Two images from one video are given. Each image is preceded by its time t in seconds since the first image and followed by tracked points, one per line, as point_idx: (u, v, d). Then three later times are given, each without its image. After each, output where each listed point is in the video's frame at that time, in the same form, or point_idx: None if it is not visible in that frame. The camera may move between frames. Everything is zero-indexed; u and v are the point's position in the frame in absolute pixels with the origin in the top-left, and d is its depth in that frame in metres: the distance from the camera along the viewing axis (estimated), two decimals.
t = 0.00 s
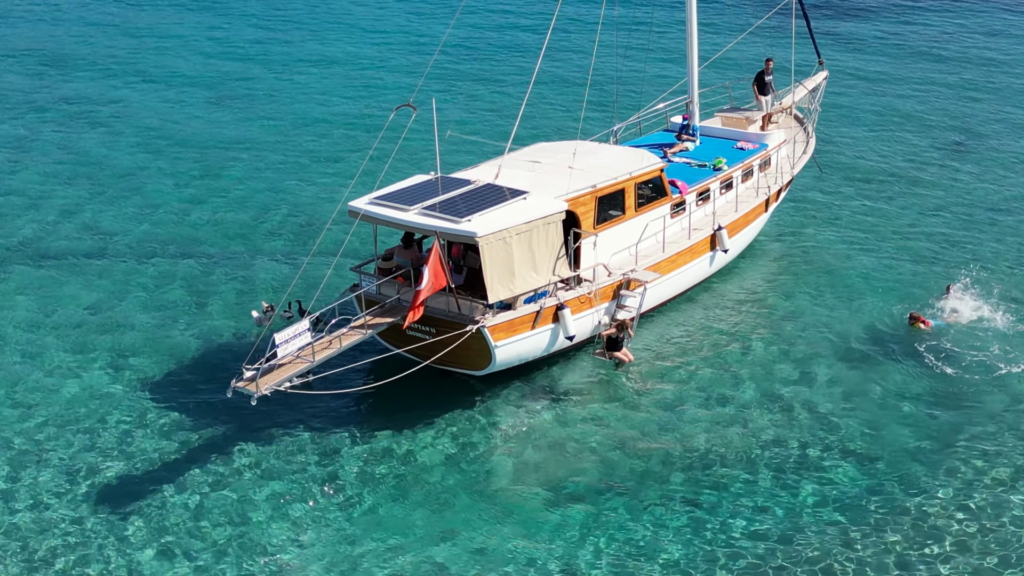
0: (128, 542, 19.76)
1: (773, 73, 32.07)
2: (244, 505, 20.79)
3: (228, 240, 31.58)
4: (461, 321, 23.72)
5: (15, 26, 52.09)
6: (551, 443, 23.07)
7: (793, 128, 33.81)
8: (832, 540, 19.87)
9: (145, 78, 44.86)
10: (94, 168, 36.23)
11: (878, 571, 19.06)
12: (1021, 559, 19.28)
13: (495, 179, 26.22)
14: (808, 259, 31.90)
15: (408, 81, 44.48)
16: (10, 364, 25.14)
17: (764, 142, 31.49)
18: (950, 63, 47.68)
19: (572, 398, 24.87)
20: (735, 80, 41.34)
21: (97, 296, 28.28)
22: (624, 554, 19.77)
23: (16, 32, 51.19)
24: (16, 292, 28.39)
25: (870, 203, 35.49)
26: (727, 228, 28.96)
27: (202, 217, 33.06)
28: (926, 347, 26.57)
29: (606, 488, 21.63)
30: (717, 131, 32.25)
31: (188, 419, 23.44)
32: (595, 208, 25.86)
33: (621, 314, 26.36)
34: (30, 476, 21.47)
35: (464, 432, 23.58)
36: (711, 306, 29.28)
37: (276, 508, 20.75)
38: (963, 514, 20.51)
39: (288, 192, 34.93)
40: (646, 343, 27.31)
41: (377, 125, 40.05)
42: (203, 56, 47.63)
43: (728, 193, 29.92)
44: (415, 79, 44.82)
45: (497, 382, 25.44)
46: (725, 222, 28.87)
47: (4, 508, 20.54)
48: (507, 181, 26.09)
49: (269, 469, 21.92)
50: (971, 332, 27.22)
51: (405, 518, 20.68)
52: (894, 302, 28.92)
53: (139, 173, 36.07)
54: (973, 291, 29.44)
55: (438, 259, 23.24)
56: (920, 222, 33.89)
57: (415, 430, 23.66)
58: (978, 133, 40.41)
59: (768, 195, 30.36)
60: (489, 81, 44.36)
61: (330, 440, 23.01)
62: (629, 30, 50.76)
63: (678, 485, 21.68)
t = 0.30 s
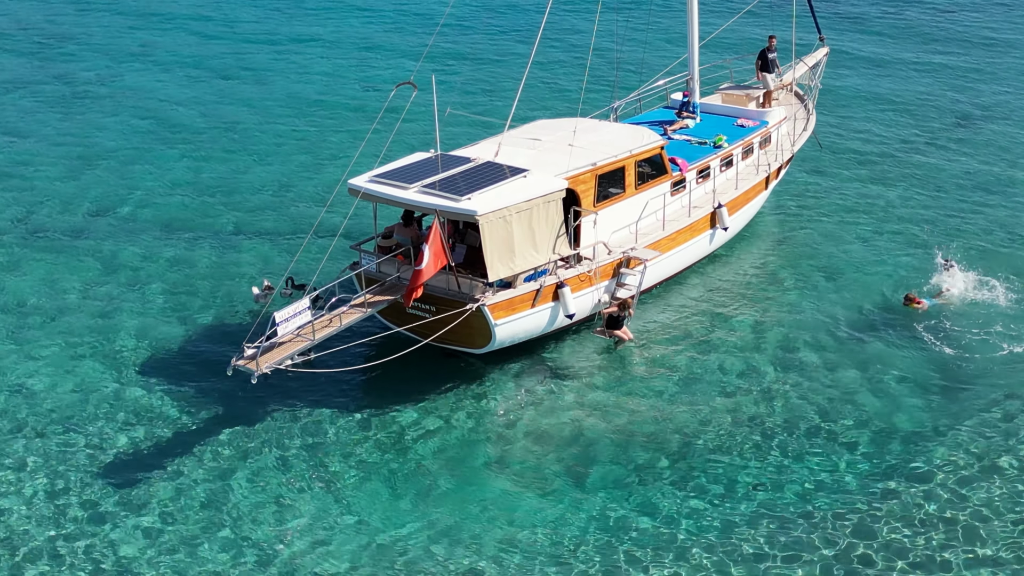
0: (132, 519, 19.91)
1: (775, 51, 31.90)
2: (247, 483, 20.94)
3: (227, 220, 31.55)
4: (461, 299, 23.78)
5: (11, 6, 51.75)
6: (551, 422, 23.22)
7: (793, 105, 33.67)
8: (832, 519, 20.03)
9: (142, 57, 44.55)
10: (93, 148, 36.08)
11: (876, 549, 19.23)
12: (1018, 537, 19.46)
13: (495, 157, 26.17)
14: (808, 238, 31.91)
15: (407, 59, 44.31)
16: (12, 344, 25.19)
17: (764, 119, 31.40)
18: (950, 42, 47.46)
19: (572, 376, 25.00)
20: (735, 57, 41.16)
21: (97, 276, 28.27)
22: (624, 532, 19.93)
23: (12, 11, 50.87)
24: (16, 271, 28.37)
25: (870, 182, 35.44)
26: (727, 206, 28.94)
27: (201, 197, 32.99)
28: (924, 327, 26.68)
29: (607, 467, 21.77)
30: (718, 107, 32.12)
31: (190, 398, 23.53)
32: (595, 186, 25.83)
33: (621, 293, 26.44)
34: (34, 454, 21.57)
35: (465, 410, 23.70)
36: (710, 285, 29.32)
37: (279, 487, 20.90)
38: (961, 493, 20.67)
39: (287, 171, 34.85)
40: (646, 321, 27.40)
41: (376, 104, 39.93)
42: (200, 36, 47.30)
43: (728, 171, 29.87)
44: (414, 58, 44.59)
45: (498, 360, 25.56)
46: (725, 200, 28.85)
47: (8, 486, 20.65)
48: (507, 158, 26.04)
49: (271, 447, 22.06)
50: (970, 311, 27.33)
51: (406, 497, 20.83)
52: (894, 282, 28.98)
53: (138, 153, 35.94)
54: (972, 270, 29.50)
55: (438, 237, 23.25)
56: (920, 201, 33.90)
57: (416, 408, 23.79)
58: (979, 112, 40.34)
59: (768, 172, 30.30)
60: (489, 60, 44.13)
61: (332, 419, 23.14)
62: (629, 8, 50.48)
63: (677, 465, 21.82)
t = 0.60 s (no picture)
0: (133, 511, 19.99)
1: (777, 43, 31.88)
2: (247, 475, 21.01)
3: (227, 212, 31.51)
4: (461, 292, 23.79)
5: None
6: (551, 414, 23.29)
7: (794, 97, 33.64)
8: (831, 513, 20.14)
9: (140, 49, 44.35)
10: (91, 140, 35.96)
11: (875, 543, 19.37)
12: (1017, 530, 19.59)
13: (495, 148, 26.12)
14: (808, 231, 31.95)
15: (407, 50, 44.21)
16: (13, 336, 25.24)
17: (764, 111, 31.37)
18: (950, 34, 47.44)
19: (572, 369, 25.06)
20: (736, 48, 41.11)
21: (97, 269, 28.25)
22: (625, 526, 20.03)
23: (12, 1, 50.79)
24: (17, 263, 28.39)
25: (870, 174, 35.47)
26: (727, 198, 28.95)
27: (201, 189, 32.95)
28: (924, 319, 26.77)
29: (607, 460, 21.86)
30: (718, 98, 32.06)
31: (190, 391, 23.55)
32: (595, 178, 25.80)
33: (621, 285, 26.47)
34: (35, 447, 21.64)
35: (464, 403, 23.75)
36: (710, 278, 29.37)
37: (280, 480, 20.95)
38: (959, 486, 20.80)
39: (287, 163, 34.79)
40: (646, 314, 27.46)
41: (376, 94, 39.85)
42: (198, 27, 47.10)
43: (728, 163, 29.85)
44: (414, 48, 44.45)
45: (498, 353, 25.62)
46: (725, 192, 28.85)
47: (10, 479, 20.74)
48: (507, 150, 26.00)
49: (272, 439, 22.12)
50: (969, 304, 27.41)
51: (408, 489, 20.91)
52: (894, 275, 29.07)
53: (137, 145, 35.84)
54: (972, 262, 29.58)
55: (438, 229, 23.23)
56: (920, 193, 33.95)
57: (416, 400, 23.85)
58: (979, 104, 40.35)
59: (768, 163, 30.29)
60: (489, 51, 44.01)
61: (333, 411, 23.20)
62: None
63: (677, 458, 21.91)
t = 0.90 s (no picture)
0: (134, 511, 20.02)
1: (777, 44, 31.92)
2: (248, 475, 21.05)
3: (227, 211, 31.49)
4: (461, 292, 23.80)
5: None
6: (552, 414, 23.36)
7: (794, 96, 33.68)
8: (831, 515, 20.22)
9: (139, 48, 44.24)
10: (90, 139, 35.87)
11: (875, 544, 19.45)
12: (1016, 531, 19.68)
13: (496, 148, 26.11)
14: (807, 232, 32.03)
15: (408, 47, 44.24)
16: (14, 335, 25.25)
17: (764, 111, 31.42)
18: (949, 33, 47.54)
19: (572, 369, 25.13)
20: (735, 46, 41.18)
21: (97, 269, 28.21)
22: (626, 527, 20.10)
23: None
24: (18, 262, 28.40)
25: (869, 175, 35.58)
26: (727, 198, 29.00)
27: (201, 188, 32.90)
28: (922, 320, 26.88)
29: (607, 460, 21.92)
30: (718, 98, 32.07)
31: (191, 391, 23.54)
32: (595, 178, 25.80)
33: (621, 285, 26.51)
34: (36, 446, 21.67)
35: (464, 403, 23.79)
36: (710, 278, 29.41)
37: (281, 480, 20.98)
38: (958, 487, 20.90)
39: (287, 161, 34.77)
40: (646, 314, 27.55)
41: (377, 92, 39.87)
42: (197, 25, 46.98)
43: (728, 162, 29.87)
44: (414, 46, 44.41)
45: (498, 352, 25.68)
46: (725, 192, 28.89)
47: (12, 478, 20.76)
48: (507, 150, 26.00)
49: (273, 438, 22.16)
50: (967, 304, 27.55)
51: (409, 490, 20.96)
52: (893, 275, 29.17)
53: (136, 144, 35.76)
54: (970, 262, 29.70)
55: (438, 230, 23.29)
56: (918, 194, 34.11)
57: (416, 399, 23.90)
58: (978, 104, 40.52)
59: (768, 163, 30.32)
60: (489, 49, 43.99)
61: (333, 410, 23.23)
62: None
63: (677, 459, 21.97)
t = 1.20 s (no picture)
0: (135, 512, 20.03)
1: (778, 46, 31.82)
2: (248, 476, 21.06)
3: (228, 212, 31.48)
4: (461, 294, 23.80)
5: None
6: (552, 414, 23.41)
7: (793, 97, 33.71)
8: (831, 516, 20.30)
9: (139, 49, 44.19)
10: (91, 140, 35.84)
11: (876, 546, 19.50)
12: (1015, 532, 19.75)
13: (496, 148, 26.07)
14: (807, 233, 32.11)
15: (408, 46, 44.25)
16: (15, 335, 25.29)
17: (764, 111, 31.44)
18: (949, 34, 47.64)
19: (572, 369, 25.16)
20: (735, 46, 41.25)
21: (98, 270, 28.20)
22: (627, 528, 20.15)
23: None
24: (19, 262, 28.44)
25: (869, 177, 35.68)
26: (727, 198, 29.03)
27: (201, 189, 32.88)
28: (922, 321, 26.98)
29: (607, 461, 21.97)
30: (718, 98, 32.07)
31: (192, 391, 23.55)
32: (595, 179, 25.77)
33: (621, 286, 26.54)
34: (36, 446, 21.69)
35: (465, 403, 23.82)
36: (709, 279, 29.48)
37: (282, 481, 21.00)
38: (957, 488, 20.96)
39: (287, 162, 34.76)
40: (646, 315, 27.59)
41: (377, 91, 39.88)
42: (197, 26, 46.91)
43: (728, 162, 29.88)
44: (414, 45, 44.38)
45: (498, 353, 25.71)
46: (725, 193, 28.91)
47: (13, 479, 20.78)
48: (508, 150, 25.97)
49: (273, 439, 22.16)
50: (967, 305, 27.62)
51: (410, 490, 20.97)
52: (892, 277, 29.28)
53: (137, 144, 35.73)
54: (969, 263, 29.79)
55: (438, 230, 23.29)
56: (917, 195, 34.21)
57: (416, 400, 23.92)
58: (977, 105, 40.61)
59: (768, 163, 30.34)
60: (489, 49, 43.97)
61: (333, 411, 23.24)
62: None
63: (678, 461, 22.01)
